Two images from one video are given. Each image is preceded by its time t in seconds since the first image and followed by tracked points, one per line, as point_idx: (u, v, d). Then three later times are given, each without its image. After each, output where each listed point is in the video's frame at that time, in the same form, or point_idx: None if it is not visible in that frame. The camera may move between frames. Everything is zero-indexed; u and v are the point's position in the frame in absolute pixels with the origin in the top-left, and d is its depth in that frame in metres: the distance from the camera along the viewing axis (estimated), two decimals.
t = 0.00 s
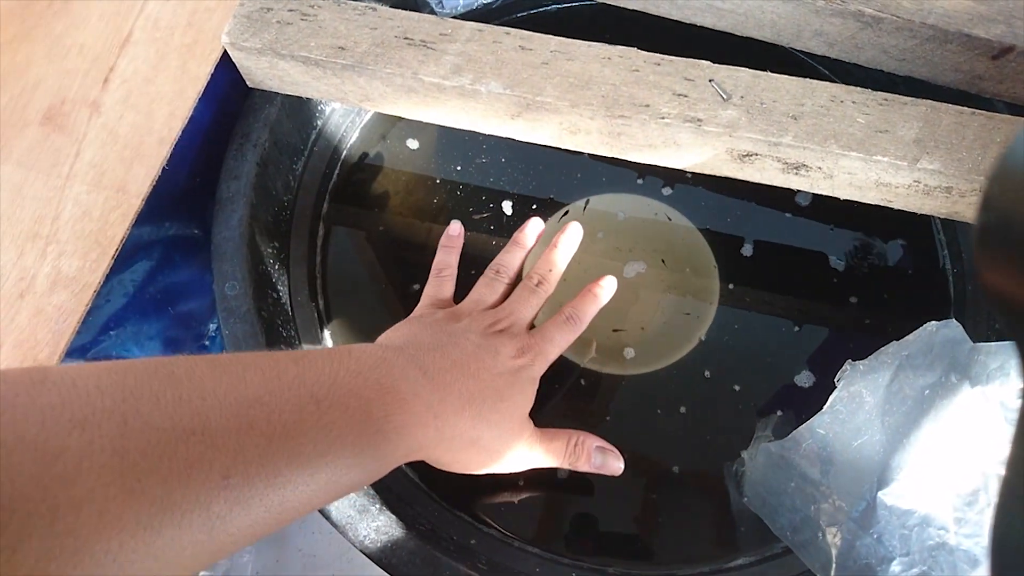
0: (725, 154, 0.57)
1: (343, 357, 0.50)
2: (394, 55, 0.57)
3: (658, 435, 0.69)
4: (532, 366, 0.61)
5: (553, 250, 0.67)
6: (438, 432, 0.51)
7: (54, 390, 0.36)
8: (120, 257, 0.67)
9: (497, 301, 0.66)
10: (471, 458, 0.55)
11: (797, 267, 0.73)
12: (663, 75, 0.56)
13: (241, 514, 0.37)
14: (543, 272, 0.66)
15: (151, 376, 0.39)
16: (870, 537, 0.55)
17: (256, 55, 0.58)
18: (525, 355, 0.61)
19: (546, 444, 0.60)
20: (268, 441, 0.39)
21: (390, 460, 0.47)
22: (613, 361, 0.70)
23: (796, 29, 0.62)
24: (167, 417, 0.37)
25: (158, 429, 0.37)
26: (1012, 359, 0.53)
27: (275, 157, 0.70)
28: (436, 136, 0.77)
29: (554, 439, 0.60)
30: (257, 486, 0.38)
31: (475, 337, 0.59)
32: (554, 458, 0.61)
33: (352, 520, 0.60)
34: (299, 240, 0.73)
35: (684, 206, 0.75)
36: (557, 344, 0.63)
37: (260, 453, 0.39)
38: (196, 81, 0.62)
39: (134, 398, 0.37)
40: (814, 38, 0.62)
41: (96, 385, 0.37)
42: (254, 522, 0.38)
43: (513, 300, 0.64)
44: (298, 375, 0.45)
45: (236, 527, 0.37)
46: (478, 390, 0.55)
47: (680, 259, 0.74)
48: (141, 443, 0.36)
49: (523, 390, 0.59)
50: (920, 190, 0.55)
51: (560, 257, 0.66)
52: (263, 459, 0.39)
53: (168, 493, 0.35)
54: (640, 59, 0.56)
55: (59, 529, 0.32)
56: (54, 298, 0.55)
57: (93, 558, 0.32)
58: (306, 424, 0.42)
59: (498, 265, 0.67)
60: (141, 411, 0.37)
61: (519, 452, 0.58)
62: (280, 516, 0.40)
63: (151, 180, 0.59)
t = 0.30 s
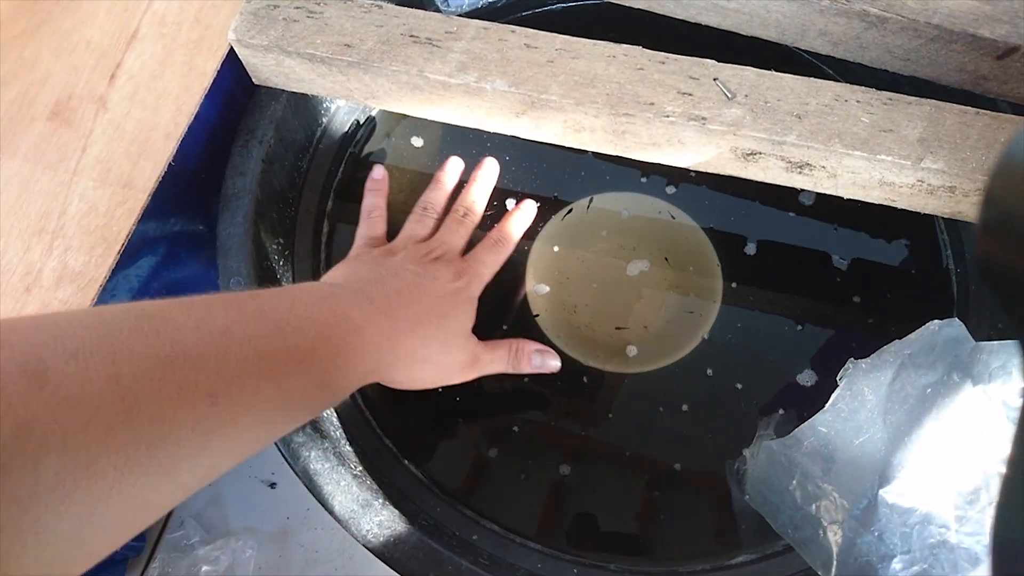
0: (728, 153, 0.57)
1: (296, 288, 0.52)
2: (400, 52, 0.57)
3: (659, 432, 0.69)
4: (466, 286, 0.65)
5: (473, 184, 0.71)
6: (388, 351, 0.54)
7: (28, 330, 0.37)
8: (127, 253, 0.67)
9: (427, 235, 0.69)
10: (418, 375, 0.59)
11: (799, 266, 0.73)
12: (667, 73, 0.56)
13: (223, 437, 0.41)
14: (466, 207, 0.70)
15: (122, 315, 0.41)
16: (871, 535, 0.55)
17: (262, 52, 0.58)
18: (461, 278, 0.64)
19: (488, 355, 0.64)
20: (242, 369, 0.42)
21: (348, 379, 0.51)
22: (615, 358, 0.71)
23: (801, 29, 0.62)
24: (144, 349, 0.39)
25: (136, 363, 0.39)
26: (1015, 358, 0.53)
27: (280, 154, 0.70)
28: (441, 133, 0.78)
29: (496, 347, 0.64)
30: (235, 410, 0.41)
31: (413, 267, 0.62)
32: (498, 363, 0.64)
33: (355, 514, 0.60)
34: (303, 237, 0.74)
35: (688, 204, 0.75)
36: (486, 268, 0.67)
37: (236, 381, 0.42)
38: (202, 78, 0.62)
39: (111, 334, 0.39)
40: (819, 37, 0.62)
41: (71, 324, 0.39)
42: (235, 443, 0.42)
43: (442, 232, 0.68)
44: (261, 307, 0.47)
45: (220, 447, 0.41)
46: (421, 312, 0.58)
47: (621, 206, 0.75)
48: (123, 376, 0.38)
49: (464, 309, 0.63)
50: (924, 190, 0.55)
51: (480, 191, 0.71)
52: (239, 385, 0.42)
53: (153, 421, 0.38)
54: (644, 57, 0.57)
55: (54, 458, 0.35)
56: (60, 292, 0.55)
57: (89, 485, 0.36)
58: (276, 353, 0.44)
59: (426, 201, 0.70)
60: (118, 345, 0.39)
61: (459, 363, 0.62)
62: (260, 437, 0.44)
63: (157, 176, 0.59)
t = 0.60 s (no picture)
0: (730, 154, 0.56)
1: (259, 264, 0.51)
2: (398, 51, 0.56)
3: (659, 437, 0.68)
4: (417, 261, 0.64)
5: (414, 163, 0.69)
6: (352, 326, 0.53)
7: None
8: (121, 252, 0.65)
9: (371, 215, 0.67)
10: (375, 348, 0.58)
11: (802, 269, 0.72)
12: (668, 73, 0.55)
13: (195, 416, 0.40)
14: (407, 185, 0.69)
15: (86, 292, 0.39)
16: (875, 544, 0.54)
17: (258, 49, 0.58)
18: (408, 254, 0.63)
19: (440, 328, 0.63)
20: (213, 346, 0.41)
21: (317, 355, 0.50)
22: (614, 361, 0.70)
23: (805, 29, 0.61)
24: (109, 325, 0.38)
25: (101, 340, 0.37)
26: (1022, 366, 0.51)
27: (277, 153, 0.69)
28: (439, 133, 0.77)
29: (446, 321, 0.64)
30: (206, 388, 0.40)
31: (365, 244, 0.60)
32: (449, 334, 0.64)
33: (350, 521, 0.60)
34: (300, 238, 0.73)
35: (689, 206, 0.74)
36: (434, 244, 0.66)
37: (206, 359, 0.40)
38: (197, 75, 0.61)
39: (75, 314, 0.38)
40: (823, 37, 0.61)
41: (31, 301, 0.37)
42: (208, 421, 0.41)
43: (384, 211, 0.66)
44: (228, 283, 0.45)
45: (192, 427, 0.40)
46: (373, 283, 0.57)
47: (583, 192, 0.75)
48: (88, 354, 0.37)
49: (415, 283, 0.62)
50: (929, 193, 0.54)
51: (420, 169, 0.69)
52: (210, 363, 0.41)
53: (121, 401, 0.37)
54: (645, 57, 0.56)
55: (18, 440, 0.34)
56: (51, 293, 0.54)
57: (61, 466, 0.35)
58: (246, 329, 0.43)
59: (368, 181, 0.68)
60: (83, 322, 0.38)
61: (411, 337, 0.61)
62: (234, 414, 0.43)
63: (151, 175, 0.58)
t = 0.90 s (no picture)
0: (748, 154, 0.56)
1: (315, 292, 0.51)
2: (413, 48, 0.56)
3: (672, 438, 0.68)
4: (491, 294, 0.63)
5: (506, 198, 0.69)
6: (410, 364, 0.53)
7: (44, 331, 0.37)
8: (134, 250, 0.65)
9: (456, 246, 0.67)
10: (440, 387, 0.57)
11: (815, 271, 0.72)
12: (685, 72, 0.55)
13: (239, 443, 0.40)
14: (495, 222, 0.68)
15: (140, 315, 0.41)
16: (893, 547, 0.54)
17: (272, 47, 0.57)
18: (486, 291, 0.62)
19: (509, 373, 0.62)
20: (260, 375, 0.42)
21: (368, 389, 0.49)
22: (627, 362, 0.70)
23: (821, 29, 0.61)
24: (160, 352, 0.39)
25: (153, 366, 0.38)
26: None
27: (289, 151, 0.69)
28: (451, 132, 0.77)
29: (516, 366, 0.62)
30: (252, 416, 0.41)
31: (438, 276, 0.60)
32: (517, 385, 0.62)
33: (365, 521, 0.59)
34: (312, 237, 0.72)
35: (703, 206, 0.74)
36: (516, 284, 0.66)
37: (252, 386, 0.41)
38: (211, 72, 0.61)
39: (133, 337, 0.39)
40: (839, 37, 0.61)
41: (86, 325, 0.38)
42: (252, 450, 0.41)
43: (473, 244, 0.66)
44: (280, 312, 0.46)
45: (236, 455, 0.40)
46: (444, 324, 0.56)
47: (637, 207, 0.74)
48: (138, 379, 0.37)
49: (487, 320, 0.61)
50: (947, 195, 0.54)
51: (511, 206, 0.69)
52: (256, 391, 0.41)
53: (167, 426, 0.37)
54: (662, 56, 0.55)
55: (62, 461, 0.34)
56: (64, 290, 0.54)
57: (104, 494, 0.35)
58: (294, 359, 0.44)
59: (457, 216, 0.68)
60: (136, 346, 0.39)
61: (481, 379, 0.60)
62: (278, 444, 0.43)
63: (165, 172, 0.58)
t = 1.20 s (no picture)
0: (749, 155, 0.55)
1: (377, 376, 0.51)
2: (414, 48, 0.56)
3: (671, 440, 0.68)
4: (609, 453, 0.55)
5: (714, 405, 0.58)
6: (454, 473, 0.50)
7: (91, 397, 0.38)
8: (133, 249, 0.65)
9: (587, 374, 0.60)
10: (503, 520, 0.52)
11: (817, 272, 0.72)
12: (686, 73, 0.55)
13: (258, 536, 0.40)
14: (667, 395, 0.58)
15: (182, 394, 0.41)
16: (892, 550, 0.54)
17: (273, 46, 0.57)
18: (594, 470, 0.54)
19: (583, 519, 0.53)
20: (291, 466, 0.41)
21: (406, 495, 0.48)
22: (628, 364, 0.69)
23: (824, 30, 0.61)
24: (196, 436, 0.39)
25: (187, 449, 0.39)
26: None
27: (290, 151, 0.69)
28: (451, 132, 0.77)
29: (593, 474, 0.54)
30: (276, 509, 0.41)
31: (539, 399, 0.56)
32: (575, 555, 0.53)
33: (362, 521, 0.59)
34: (311, 237, 0.72)
35: (705, 207, 0.74)
36: (649, 508, 0.54)
37: (282, 478, 0.41)
38: (211, 72, 0.61)
39: (177, 419, 0.39)
40: (841, 38, 0.61)
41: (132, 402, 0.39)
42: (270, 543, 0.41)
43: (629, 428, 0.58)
44: (322, 398, 0.46)
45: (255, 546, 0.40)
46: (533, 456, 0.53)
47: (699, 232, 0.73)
48: (173, 461, 0.38)
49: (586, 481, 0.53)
50: (950, 197, 0.53)
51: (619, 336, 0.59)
52: (282, 487, 0.41)
53: (190, 515, 0.38)
54: (663, 56, 0.55)
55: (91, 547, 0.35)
56: (64, 289, 0.54)
57: None
58: (328, 448, 0.43)
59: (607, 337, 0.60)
60: (169, 430, 0.39)
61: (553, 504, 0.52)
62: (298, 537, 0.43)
63: (164, 171, 0.58)
